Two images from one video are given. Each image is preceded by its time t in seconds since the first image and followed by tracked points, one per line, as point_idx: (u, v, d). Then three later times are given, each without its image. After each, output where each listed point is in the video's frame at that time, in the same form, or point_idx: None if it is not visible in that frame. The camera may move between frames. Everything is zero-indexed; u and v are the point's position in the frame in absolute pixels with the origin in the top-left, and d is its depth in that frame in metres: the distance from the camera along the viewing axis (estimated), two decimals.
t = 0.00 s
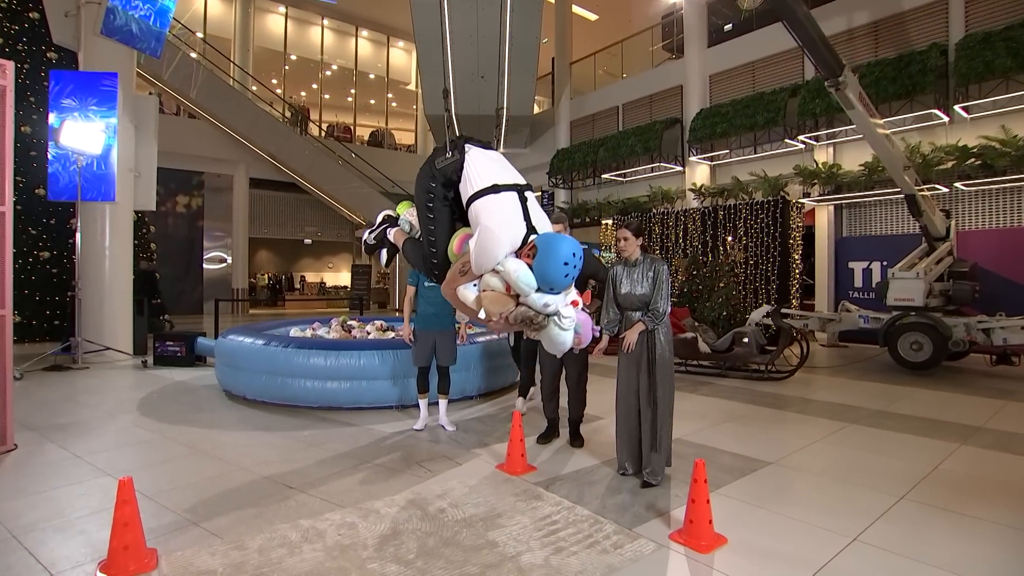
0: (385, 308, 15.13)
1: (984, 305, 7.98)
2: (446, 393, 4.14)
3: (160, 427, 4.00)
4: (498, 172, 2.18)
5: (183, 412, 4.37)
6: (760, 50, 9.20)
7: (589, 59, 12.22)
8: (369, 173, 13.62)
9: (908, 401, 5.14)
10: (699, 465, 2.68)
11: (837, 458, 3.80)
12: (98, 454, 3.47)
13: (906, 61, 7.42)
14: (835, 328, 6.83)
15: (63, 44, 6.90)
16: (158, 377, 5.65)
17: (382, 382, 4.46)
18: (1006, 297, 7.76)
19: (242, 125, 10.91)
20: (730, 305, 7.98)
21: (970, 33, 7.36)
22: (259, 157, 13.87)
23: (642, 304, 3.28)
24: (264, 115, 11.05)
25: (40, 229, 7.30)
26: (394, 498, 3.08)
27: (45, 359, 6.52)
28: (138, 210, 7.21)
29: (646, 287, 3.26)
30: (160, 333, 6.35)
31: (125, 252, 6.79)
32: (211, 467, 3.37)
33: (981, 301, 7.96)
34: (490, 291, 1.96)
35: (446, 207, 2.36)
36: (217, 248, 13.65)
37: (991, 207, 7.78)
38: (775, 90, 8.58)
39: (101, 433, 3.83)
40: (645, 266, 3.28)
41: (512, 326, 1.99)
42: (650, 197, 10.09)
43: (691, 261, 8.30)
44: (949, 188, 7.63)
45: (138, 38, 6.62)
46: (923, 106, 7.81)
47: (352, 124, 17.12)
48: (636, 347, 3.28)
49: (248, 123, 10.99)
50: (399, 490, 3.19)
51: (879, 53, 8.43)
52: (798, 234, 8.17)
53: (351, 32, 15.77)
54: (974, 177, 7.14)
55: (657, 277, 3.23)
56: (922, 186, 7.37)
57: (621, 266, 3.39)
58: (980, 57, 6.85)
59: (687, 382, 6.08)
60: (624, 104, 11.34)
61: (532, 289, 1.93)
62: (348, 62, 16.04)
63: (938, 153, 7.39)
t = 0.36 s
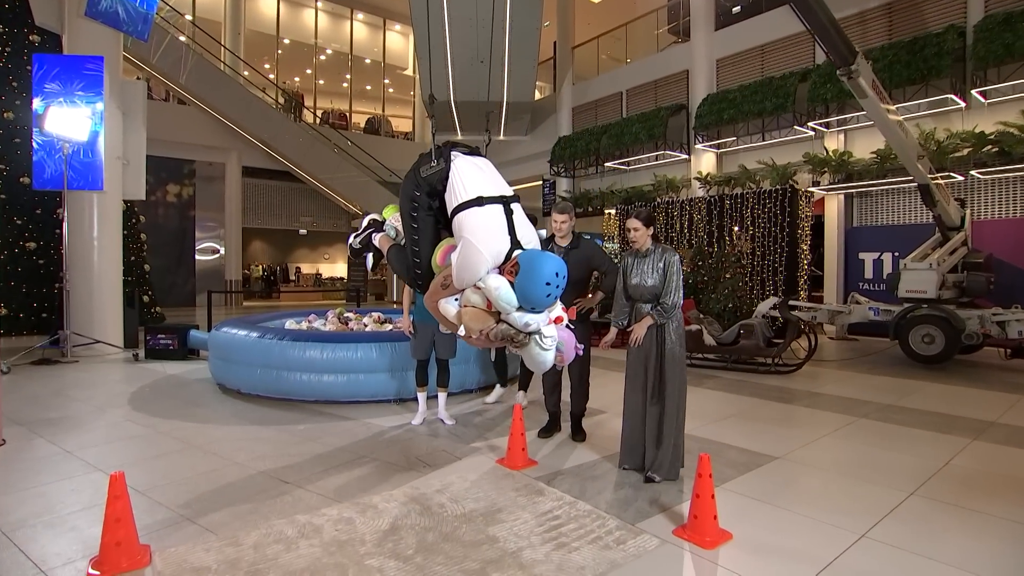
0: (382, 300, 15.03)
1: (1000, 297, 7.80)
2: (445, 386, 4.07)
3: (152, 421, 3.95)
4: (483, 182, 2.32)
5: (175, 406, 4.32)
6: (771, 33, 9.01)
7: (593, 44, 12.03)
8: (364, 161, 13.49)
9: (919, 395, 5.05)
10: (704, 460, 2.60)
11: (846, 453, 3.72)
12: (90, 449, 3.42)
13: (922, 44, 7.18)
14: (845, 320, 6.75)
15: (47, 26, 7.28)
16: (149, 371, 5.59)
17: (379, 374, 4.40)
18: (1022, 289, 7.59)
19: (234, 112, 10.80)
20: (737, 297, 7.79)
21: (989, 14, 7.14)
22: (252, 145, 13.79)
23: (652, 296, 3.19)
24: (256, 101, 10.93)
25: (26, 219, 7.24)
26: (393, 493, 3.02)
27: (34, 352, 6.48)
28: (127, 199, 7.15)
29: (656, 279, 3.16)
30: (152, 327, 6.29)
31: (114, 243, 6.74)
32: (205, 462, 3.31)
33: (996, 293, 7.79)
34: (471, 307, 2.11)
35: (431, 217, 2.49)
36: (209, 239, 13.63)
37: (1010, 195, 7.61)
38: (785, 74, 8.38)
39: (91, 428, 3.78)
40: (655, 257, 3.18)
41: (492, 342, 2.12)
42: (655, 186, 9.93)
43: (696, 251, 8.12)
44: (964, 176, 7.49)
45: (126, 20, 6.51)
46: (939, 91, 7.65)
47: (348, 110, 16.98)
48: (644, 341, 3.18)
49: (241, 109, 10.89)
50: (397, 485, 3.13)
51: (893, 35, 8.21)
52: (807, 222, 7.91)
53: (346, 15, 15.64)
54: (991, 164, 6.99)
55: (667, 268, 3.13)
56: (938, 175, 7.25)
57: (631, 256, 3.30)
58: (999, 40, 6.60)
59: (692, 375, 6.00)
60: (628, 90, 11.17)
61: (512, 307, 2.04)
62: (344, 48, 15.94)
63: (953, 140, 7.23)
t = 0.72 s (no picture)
0: (383, 289, 15.02)
1: (1006, 286, 7.75)
2: (447, 374, 4.08)
3: (153, 410, 3.96)
4: (472, 181, 2.29)
5: (177, 395, 4.34)
6: (777, 17, 8.89)
7: (594, 30, 11.91)
8: (364, 149, 13.43)
9: (922, 384, 5.03)
10: (706, 447, 2.60)
11: (848, 442, 3.71)
12: (92, 438, 3.44)
13: (930, 28, 7.06)
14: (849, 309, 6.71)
15: (42, 10, 6.99)
16: (151, 360, 5.61)
17: (380, 362, 4.40)
18: None
19: (232, 99, 10.73)
20: (740, 286, 7.74)
21: None
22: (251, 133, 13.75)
23: (656, 286, 3.16)
24: (255, 89, 10.84)
25: (25, 208, 7.24)
26: (395, 481, 3.03)
27: (35, 341, 6.50)
28: (127, 188, 7.12)
29: (661, 267, 3.13)
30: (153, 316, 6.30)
31: (114, 233, 6.73)
32: (207, 450, 3.32)
33: (1002, 282, 7.73)
34: (459, 307, 2.12)
35: (420, 215, 2.49)
36: (210, 228, 13.63)
37: (1018, 183, 7.54)
38: (791, 60, 8.27)
39: (93, 417, 3.80)
40: (658, 245, 3.16)
41: (481, 341, 2.14)
42: (658, 173, 9.86)
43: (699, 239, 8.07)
44: (972, 163, 7.41)
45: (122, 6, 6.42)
46: (947, 77, 7.55)
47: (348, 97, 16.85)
48: (649, 333, 3.17)
49: (239, 97, 10.83)
50: (400, 473, 3.14)
51: (901, 21, 8.06)
52: (811, 210, 7.99)
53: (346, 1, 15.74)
54: (999, 152, 6.91)
55: (671, 256, 3.11)
56: (944, 162, 7.18)
57: (635, 244, 3.26)
58: (1010, 24, 6.46)
59: (695, 364, 6.00)
60: (631, 77, 11.05)
61: (501, 307, 2.04)
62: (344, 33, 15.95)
63: (961, 127, 7.15)
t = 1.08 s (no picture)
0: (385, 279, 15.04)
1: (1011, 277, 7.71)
2: (448, 365, 4.08)
3: (157, 400, 3.99)
4: (469, 197, 2.26)
5: (180, 385, 4.36)
6: (781, 5, 8.80)
7: (598, 18, 11.80)
8: (365, 139, 13.39)
9: (925, 375, 5.03)
10: (708, 437, 2.60)
11: (850, 432, 3.71)
12: (96, 427, 3.46)
13: (940, 15, 6.95)
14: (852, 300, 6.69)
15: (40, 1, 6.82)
16: (154, 350, 5.64)
17: (383, 352, 4.42)
18: None
19: (233, 89, 10.69)
20: (743, 276, 7.71)
21: None
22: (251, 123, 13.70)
23: (657, 277, 3.16)
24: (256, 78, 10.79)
25: (27, 199, 7.25)
26: (398, 470, 3.04)
27: (39, 331, 6.54)
28: (128, 178, 7.10)
29: (661, 258, 3.12)
30: (155, 306, 6.32)
31: (115, 223, 6.75)
32: (211, 440, 3.34)
33: (1007, 273, 7.70)
34: (457, 326, 2.12)
35: (416, 230, 2.45)
36: (211, 219, 13.66)
37: None
38: (795, 49, 8.19)
39: (97, 407, 3.82)
40: (659, 235, 3.14)
41: (478, 359, 2.15)
42: (660, 163, 9.81)
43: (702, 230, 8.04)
44: (979, 152, 7.34)
45: None
46: (954, 66, 7.44)
47: (350, 86, 16.77)
48: (652, 326, 3.15)
49: (240, 86, 10.78)
50: (402, 462, 3.16)
51: (909, 8, 7.95)
52: (816, 202, 7.96)
53: None
54: (1007, 141, 6.84)
55: (672, 247, 3.09)
56: (950, 152, 7.11)
57: (636, 234, 3.24)
58: (1020, 12, 6.35)
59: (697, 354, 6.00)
60: (634, 66, 10.95)
61: (499, 326, 2.07)
62: (345, 22, 15.30)
63: (968, 117, 7.08)
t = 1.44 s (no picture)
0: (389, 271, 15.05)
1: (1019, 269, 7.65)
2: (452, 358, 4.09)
3: (162, 391, 4.01)
4: (475, 208, 2.27)
5: (185, 377, 4.39)
6: None
7: (602, 9, 11.71)
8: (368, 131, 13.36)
9: (931, 368, 5.00)
10: (713, 429, 2.60)
11: (856, 425, 3.70)
12: (102, 419, 3.48)
13: (951, 4, 6.82)
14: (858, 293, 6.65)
15: None
16: (158, 342, 5.67)
17: (387, 345, 4.43)
18: None
19: (237, 80, 10.67)
20: (748, 269, 7.66)
21: None
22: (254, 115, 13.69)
23: (662, 269, 3.15)
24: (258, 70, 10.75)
25: (31, 191, 7.29)
26: (403, 462, 3.05)
27: (45, 324, 6.58)
28: (132, 170, 7.12)
29: (666, 250, 3.11)
30: (160, 298, 6.35)
31: (119, 216, 6.77)
32: (217, 431, 3.36)
33: (1016, 265, 7.64)
34: (464, 337, 2.12)
35: (421, 239, 2.41)
36: (215, 211, 13.67)
37: None
38: (802, 39, 8.10)
39: (103, 398, 3.85)
40: (663, 228, 3.12)
41: (486, 370, 2.14)
42: (665, 155, 9.75)
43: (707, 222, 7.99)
44: (989, 144, 7.26)
45: None
46: (964, 55, 7.33)
47: (353, 78, 16.72)
48: (659, 320, 3.14)
49: (243, 78, 10.75)
50: (406, 453, 3.17)
51: None
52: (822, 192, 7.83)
53: None
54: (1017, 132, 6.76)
55: (677, 239, 3.07)
56: (959, 143, 7.04)
57: (639, 227, 3.22)
58: None
59: (701, 347, 5.99)
60: (640, 56, 10.86)
61: (507, 336, 2.05)
62: (346, 13, 15.30)
63: (978, 107, 7.00)
